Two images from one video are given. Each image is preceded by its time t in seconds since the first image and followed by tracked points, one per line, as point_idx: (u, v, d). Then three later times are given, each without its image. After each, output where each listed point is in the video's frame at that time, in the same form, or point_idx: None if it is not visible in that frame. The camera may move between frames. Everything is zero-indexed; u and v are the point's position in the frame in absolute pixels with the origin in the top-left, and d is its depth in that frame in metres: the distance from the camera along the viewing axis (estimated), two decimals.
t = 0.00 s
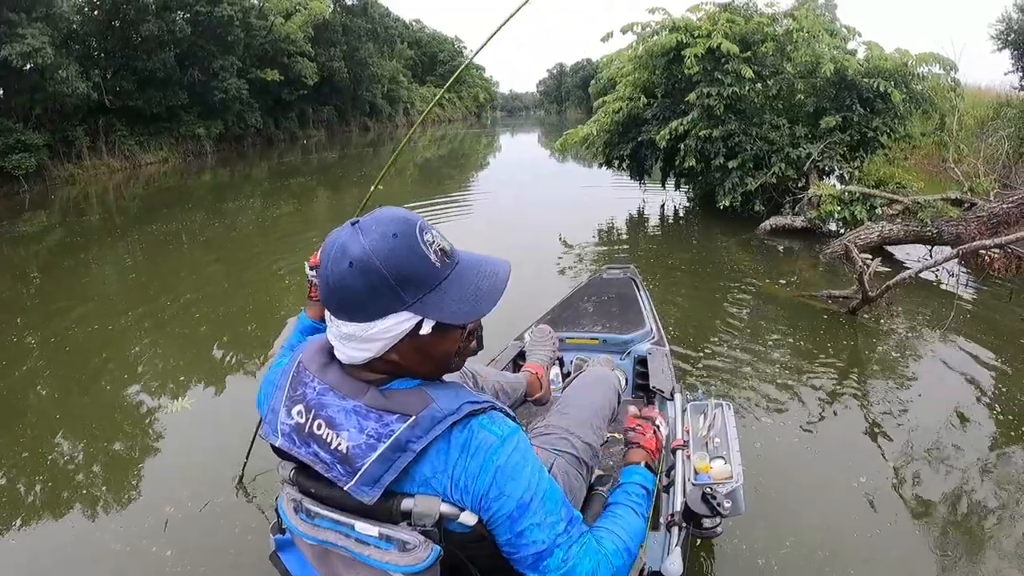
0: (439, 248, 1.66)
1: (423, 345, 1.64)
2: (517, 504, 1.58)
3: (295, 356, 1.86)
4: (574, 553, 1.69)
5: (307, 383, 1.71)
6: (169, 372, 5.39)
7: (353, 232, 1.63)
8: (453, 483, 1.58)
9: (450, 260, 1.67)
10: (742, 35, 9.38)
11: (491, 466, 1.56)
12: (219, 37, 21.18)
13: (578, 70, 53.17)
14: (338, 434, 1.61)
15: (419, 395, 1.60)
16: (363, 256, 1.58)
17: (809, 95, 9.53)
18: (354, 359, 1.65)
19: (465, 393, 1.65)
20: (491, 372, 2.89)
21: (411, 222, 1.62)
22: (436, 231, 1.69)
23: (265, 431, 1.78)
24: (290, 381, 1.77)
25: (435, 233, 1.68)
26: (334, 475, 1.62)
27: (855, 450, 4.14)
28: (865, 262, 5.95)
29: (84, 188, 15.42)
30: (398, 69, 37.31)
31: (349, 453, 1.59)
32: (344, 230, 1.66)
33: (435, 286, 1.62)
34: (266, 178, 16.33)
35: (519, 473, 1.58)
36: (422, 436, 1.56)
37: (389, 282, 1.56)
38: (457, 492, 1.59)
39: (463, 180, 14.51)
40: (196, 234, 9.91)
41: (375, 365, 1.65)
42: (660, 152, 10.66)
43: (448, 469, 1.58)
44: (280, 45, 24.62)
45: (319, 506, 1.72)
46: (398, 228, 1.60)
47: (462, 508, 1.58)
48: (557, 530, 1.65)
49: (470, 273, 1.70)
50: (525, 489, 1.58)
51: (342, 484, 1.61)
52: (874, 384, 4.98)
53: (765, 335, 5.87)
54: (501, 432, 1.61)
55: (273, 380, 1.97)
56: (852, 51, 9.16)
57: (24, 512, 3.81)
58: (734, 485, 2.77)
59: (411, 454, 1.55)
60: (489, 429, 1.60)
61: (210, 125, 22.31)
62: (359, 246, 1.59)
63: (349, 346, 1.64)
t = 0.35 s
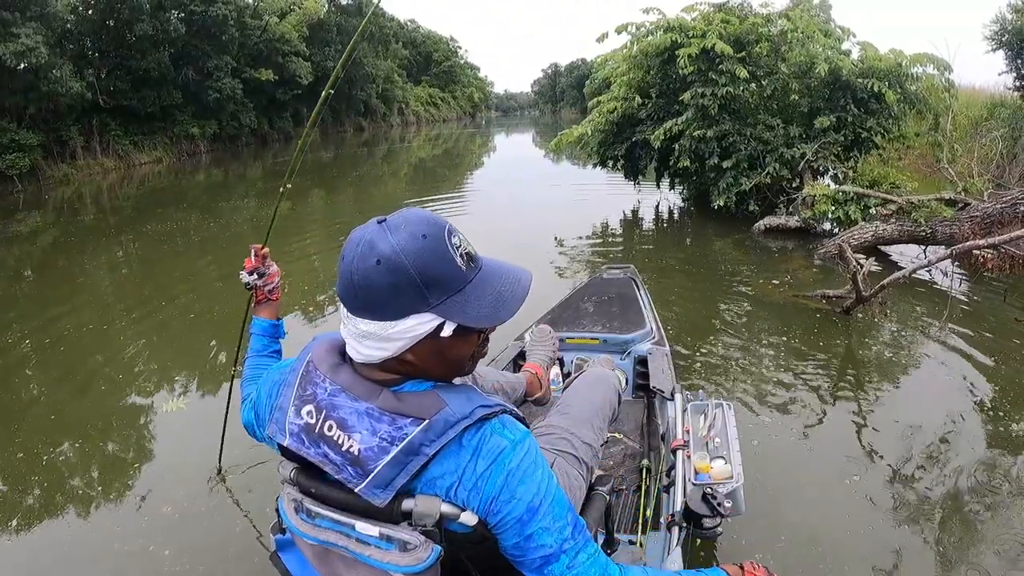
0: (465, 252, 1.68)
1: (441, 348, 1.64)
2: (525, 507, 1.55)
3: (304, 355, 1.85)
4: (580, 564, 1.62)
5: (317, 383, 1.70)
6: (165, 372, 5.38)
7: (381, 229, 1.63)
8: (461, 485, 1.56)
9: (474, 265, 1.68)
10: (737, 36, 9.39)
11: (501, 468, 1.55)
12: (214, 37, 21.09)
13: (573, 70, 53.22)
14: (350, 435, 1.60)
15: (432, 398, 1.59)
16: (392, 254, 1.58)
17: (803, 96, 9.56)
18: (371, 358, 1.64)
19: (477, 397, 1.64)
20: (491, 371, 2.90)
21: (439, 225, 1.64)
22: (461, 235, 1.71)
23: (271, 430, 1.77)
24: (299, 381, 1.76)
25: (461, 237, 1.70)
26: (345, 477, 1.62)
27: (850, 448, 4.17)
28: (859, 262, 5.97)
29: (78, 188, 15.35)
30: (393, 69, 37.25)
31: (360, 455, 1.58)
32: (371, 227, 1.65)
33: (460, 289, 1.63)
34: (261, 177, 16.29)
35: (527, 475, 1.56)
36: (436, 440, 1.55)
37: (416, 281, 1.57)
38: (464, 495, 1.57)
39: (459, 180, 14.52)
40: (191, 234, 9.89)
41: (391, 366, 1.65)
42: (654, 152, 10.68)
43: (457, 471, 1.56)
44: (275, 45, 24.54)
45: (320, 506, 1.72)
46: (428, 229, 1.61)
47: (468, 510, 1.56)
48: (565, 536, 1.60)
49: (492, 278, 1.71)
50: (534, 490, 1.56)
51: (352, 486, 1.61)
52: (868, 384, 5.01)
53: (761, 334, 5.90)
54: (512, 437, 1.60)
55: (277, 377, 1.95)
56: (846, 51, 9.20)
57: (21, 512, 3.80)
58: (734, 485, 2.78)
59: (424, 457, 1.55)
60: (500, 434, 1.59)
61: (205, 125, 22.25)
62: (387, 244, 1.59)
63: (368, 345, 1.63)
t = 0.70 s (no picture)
0: (474, 254, 1.68)
1: (446, 348, 1.63)
2: (529, 508, 1.56)
3: (306, 353, 1.84)
4: (586, 562, 1.66)
5: (319, 382, 1.69)
6: (162, 377, 5.39)
7: (391, 227, 1.62)
8: (463, 487, 1.56)
9: (483, 267, 1.68)
10: (729, 34, 9.41)
11: (505, 471, 1.55)
12: (209, 42, 21.07)
13: (568, 71, 53.32)
14: (352, 436, 1.59)
15: (435, 400, 1.58)
16: (402, 253, 1.57)
17: (797, 93, 9.57)
18: (375, 356, 1.63)
19: (480, 399, 1.63)
20: (490, 371, 2.91)
21: (450, 226, 1.64)
22: (470, 236, 1.71)
23: (272, 429, 1.76)
24: (301, 380, 1.75)
25: (470, 238, 1.70)
26: (346, 477, 1.61)
27: (848, 444, 4.18)
28: (853, 258, 6.00)
29: (75, 194, 15.35)
30: (388, 72, 37.28)
31: (362, 456, 1.58)
32: (380, 225, 1.64)
33: (468, 290, 1.63)
34: (257, 182, 16.30)
35: (532, 478, 1.57)
36: (437, 442, 1.54)
37: (425, 281, 1.56)
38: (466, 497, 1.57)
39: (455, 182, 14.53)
40: (188, 239, 9.89)
41: (394, 365, 1.65)
42: (649, 151, 10.68)
43: (459, 473, 1.56)
44: (270, 49, 24.52)
45: (318, 505, 1.73)
46: (439, 230, 1.61)
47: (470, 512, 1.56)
48: (570, 534, 1.62)
49: (500, 281, 1.71)
50: (539, 492, 1.57)
51: (353, 486, 1.61)
52: (865, 379, 5.02)
53: (759, 332, 5.92)
54: (516, 439, 1.60)
55: (280, 376, 1.94)
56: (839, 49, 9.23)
57: (21, 516, 3.81)
58: (733, 485, 2.79)
59: (425, 459, 1.54)
60: (503, 436, 1.59)
61: (201, 130, 22.24)
62: (397, 243, 1.58)
63: (372, 344, 1.62)
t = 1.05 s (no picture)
0: (494, 258, 1.67)
1: (461, 350, 1.62)
2: (541, 511, 1.57)
3: (314, 352, 1.81)
4: (597, 556, 1.66)
5: (330, 382, 1.67)
6: (160, 382, 5.39)
7: (413, 228, 1.60)
8: (474, 490, 1.55)
9: (502, 271, 1.68)
10: (722, 34, 9.43)
11: (517, 473, 1.55)
12: (204, 47, 21.05)
13: (563, 72, 53.37)
14: (364, 438, 1.58)
15: (448, 403, 1.57)
16: (425, 254, 1.55)
17: (790, 91, 9.60)
18: (390, 356, 1.61)
19: (492, 402, 1.63)
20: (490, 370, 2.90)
21: (472, 229, 1.63)
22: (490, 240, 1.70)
23: (279, 428, 1.73)
24: (310, 379, 1.73)
25: (490, 242, 1.69)
26: (356, 478, 1.60)
27: (846, 441, 4.19)
28: (847, 255, 6.02)
29: (71, 201, 15.32)
30: (383, 75, 37.29)
31: (374, 458, 1.57)
32: (402, 224, 1.62)
33: (488, 294, 1.62)
34: (253, 187, 16.29)
35: (544, 478, 1.57)
36: (450, 445, 1.54)
37: (447, 283, 1.55)
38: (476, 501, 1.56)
39: (452, 185, 14.54)
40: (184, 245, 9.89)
41: (408, 366, 1.63)
42: (644, 152, 10.68)
43: (472, 476, 1.55)
44: (264, 54, 24.50)
45: (319, 505, 1.72)
46: (462, 232, 1.60)
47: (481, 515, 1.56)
48: (580, 534, 1.63)
49: (517, 286, 1.70)
50: (552, 492, 1.58)
51: (363, 488, 1.60)
52: (862, 376, 5.03)
53: (756, 329, 5.95)
54: (527, 441, 1.60)
55: (284, 374, 1.91)
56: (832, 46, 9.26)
57: (22, 522, 3.81)
58: (733, 485, 2.80)
59: (437, 462, 1.53)
60: (515, 438, 1.59)
61: (197, 135, 22.24)
62: (420, 243, 1.56)
63: (388, 344, 1.60)
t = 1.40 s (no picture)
0: (509, 264, 1.67)
1: (471, 354, 1.62)
2: (547, 516, 1.56)
3: (321, 351, 1.79)
4: (599, 565, 1.66)
5: (338, 383, 1.65)
6: (158, 388, 5.38)
7: (430, 230, 1.60)
8: (480, 495, 1.54)
9: (516, 277, 1.67)
10: (715, 33, 9.44)
11: (523, 479, 1.55)
12: (198, 52, 21.02)
13: (558, 74, 53.42)
14: (371, 441, 1.57)
15: (456, 408, 1.57)
16: (442, 258, 1.55)
17: (784, 90, 9.63)
18: (400, 358, 1.61)
19: (500, 407, 1.62)
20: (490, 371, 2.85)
21: (490, 234, 1.63)
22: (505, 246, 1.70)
23: (284, 427, 1.72)
24: (317, 378, 1.71)
25: (505, 248, 1.69)
26: (362, 481, 1.59)
27: (843, 438, 4.20)
28: (841, 253, 6.04)
29: (67, 207, 15.28)
30: (378, 79, 37.27)
31: (380, 461, 1.56)
32: (419, 226, 1.62)
33: (502, 300, 1.62)
34: (249, 191, 16.27)
35: (549, 484, 1.57)
36: (458, 450, 1.53)
37: (463, 288, 1.55)
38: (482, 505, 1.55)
39: (448, 187, 14.55)
40: (181, 250, 9.86)
41: (417, 368, 1.63)
42: (638, 152, 10.68)
43: (478, 481, 1.54)
44: (259, 58, 24.46)
45: (320, 506, 1.73)
46: (479, 237, 1.60)
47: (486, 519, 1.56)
48: (584, 538, 1.63)
49: (531, 293, 1.70)
50: (556, 497, 1.57)
51: (369, 490, 1.59)
52: (859, 373, 5.04)
53: (753, 327, 5.97)
54: (533, 446, 1.59)
55: (289, 374, 1.89)
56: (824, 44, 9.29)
57: (21, 530, 3.80)
58: (733, 485, 2.80)
59: (445, 467, 1.53)
60: (522, 444, 1.58)
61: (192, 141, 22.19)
62: (437, 246, 1.56)
63: (399, 346, 1.59)
